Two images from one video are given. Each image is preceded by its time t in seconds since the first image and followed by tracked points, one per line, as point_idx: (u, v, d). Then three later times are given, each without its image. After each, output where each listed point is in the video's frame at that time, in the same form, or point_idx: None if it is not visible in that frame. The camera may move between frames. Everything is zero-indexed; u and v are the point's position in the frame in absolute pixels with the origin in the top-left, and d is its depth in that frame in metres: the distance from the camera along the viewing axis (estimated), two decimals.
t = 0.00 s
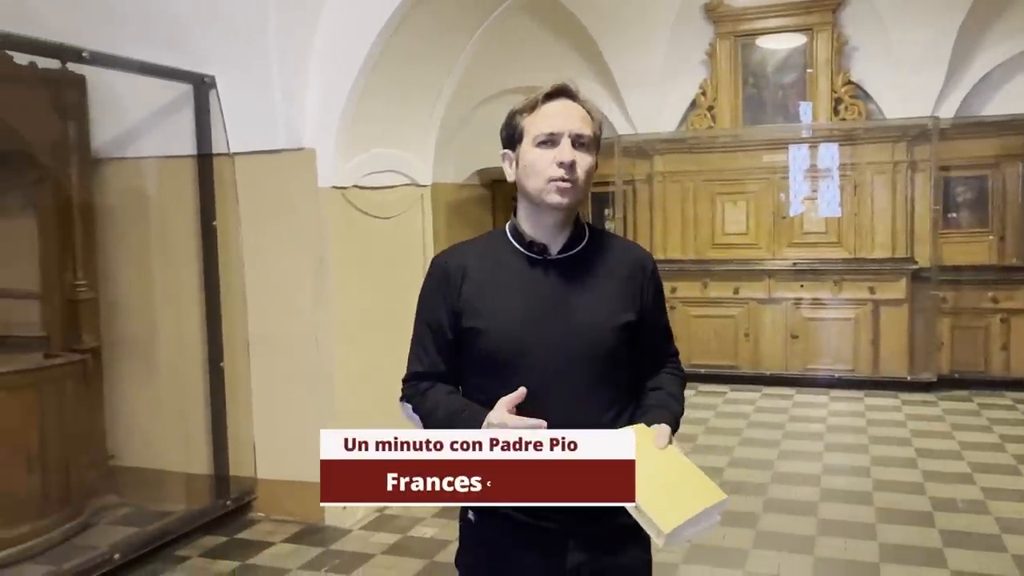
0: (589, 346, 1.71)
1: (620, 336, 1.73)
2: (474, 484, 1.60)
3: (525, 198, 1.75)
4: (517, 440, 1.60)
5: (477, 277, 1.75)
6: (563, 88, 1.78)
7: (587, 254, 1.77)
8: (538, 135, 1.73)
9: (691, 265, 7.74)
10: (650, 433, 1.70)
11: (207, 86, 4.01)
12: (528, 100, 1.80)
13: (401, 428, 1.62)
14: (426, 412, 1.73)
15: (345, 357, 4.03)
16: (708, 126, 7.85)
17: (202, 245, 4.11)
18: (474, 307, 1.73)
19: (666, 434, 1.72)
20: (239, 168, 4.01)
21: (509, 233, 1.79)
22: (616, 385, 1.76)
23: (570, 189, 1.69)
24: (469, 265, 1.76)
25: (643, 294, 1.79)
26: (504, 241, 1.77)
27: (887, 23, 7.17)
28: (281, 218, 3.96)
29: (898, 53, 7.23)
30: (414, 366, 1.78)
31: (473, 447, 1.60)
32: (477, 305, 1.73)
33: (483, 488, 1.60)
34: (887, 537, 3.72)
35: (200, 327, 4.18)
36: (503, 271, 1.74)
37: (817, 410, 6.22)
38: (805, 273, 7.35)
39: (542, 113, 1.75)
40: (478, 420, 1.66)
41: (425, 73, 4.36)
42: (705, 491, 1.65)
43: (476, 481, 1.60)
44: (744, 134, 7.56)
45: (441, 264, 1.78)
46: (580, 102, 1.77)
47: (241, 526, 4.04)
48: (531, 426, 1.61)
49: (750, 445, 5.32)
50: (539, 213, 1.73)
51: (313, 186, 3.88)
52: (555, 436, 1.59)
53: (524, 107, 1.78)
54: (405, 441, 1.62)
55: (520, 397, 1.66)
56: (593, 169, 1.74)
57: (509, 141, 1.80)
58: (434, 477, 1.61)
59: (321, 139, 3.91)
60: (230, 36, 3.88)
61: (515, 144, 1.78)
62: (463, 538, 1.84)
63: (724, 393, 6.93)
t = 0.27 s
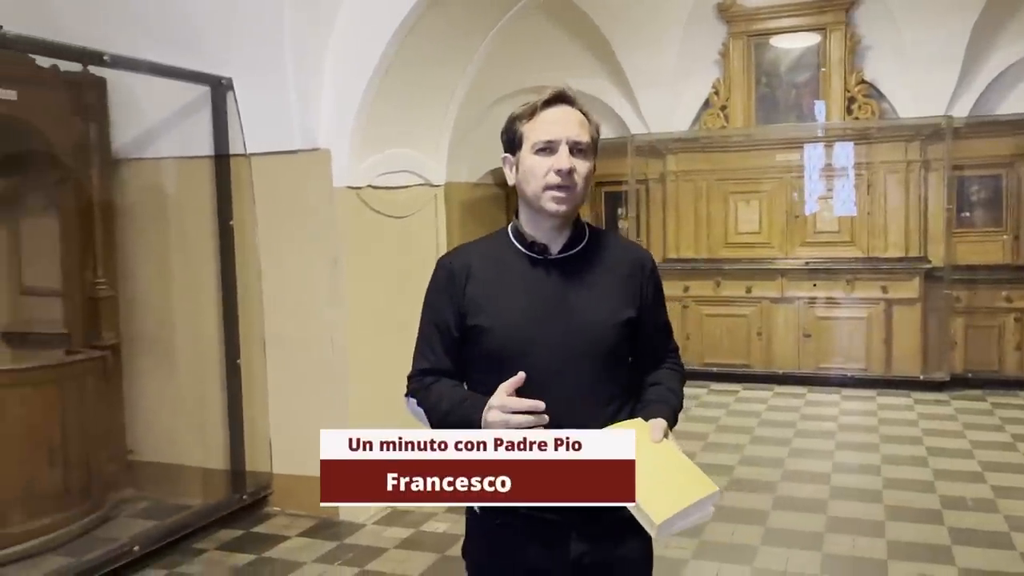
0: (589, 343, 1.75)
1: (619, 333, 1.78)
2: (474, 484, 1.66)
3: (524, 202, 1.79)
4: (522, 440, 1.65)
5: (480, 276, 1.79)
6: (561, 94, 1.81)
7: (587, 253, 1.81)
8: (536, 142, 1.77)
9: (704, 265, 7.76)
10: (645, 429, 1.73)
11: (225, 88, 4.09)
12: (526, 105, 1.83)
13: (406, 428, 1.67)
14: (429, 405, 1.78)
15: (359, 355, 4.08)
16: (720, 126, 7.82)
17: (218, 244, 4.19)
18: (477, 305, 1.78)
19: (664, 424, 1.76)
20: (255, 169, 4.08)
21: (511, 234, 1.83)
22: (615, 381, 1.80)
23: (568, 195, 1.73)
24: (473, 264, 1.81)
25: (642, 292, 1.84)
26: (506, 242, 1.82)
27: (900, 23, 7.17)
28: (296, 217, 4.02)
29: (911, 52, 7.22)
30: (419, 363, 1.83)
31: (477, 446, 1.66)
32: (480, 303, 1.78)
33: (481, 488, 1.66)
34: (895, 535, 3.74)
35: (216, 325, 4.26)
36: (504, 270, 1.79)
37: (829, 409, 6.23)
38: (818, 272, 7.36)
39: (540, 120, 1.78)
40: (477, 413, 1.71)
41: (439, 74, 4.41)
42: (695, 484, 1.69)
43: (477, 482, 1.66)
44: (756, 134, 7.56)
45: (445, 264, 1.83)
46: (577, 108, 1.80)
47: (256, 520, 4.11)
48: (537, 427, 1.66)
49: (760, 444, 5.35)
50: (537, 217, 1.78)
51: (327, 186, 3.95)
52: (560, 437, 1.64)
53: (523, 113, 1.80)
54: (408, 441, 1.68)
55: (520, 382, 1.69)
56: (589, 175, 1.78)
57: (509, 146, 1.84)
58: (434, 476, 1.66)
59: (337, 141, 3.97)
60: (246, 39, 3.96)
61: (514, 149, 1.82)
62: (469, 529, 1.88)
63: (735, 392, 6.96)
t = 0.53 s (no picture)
0: (577, 343, 1.82)
1: (607, 332, 1.84)
2: (474, 484, 1.73)
3: (513, 210, 1.85)
4: (528, 440, 1.72)
5: (473, 278, 1.86)
6: (547, 106, 1.87)
7: (575, 255, 1.87)
8: (523, 152, 1.83)
9: (709, 264, 7.82)
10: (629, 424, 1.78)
11: (236, 92, 4.18)
12: (515, 114, 1.89)
13: (410, 429, 1.74)
14: (423, 399, 1.86)
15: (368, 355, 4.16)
16: (726, 126, 7.89)
17: (230, 245, 4.29)
18: (470, 306, 1.85)
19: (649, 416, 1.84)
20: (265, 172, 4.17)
21: (502, 238, 1.90)
22: (603, 377, 1.87)
23: (553, 203, 1.79)
24: (465, 267, 1.87)
25: (630, 292, 1.89)
26: (497, 245, 1.88)
27: (905, 25, 7.22)
28: (306, 219, 4.11)
29: (917, 53, 7.26)
30: (415, 361, 1.90)
31: (482, 446, 1.73)
32: (472, 305, 1.85)
33: (479, 488, 1.73)
34: (894, 531, 3.80)
35: (228, 324, 4.35)
36: (496, 272, 1.85)
37: (833, 408, 6.28)
38: (823, 272, 7.41)
39: (526, 131, 1.84)
40: (468, 404, 1.79)
41: (446, 78, 4.49)
42: (678, 479, 1.76)
43: (475, 482, 1.73)
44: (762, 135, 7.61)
45: (439, 267, 1.89)
46: (563, 117, 1.86)
47: (267, 515, 4.20)
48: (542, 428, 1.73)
49: (764, 442, 5.41)
50: (526, 223, 1.84)
51: (337, 189, 4.03)
52: (565, 437, 1.72)
53: (510, 125, 1.87)
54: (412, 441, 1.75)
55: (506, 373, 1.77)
56: (575, 183, 1.84)
57: (498, 154, 1.90)
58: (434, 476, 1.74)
59: (345, 143, 4.05)
60: (258, 44, 4.04)
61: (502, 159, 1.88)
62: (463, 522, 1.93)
63: (741, 391, 7.01)
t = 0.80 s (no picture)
0: (560, 339, 1.87)
1: (588, 329, 1.90)
2: (474, 484, 1.79)
3: (496, 214, 1.91)
4: (535, 440, 1.78)
5: (459, 280, 1.91)
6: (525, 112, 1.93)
7: (557, 254, 1.93)
8: (502, 158, 1.89)
9: (711, 264, 7.88)
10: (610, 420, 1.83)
11: (242, 95, 4.25)
12: (495, 123, 1.96)
13: (417, 429, 1.78)
14: (410, 386, 1.91)
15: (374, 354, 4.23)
16: (728, 127, 7.95)
17: (237, 245, 4.36)
18: (457, 307, 1.90)
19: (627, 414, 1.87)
20: (271, 171, 4.23)
21: (486, 241, 1.96)
22: (585, 373, 1.92)
23: (533, 205, 1.85)
24: (451, 269, 1.93)
25: (609, 289, 1.96)
26: (482, 248, 1.94)
27: (906, 26, 7.27)
28: (310, 218, 4.18)
29: (917, 54, 7.31)
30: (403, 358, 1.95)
31: (489, 447, 1.78)
32: (459, 305, 1.90)
33: (480, 488, 1.80)
34: (889, 528, 3.86)
35: (234, 323, 4.43)
36: (481, 274, 1.91)
37: (833, 407, 6.34)
38: (824, 272, 7.47)
39: (505, 137, 1.91)
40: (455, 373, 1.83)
41: (449, 80, 4.56)
42: (656, 466, 1.85)
43: (476, 482, 1.79)
44: (763, 135, 7.66)
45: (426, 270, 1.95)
46: (542, 123, 1.92)
47: (272, 510, 4.28)
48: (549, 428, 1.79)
49: (763, 440, 5.47)
50: (508, 226, 1.90)
51: (341, 191, 4.11)
52: (572, 437, 1.78)
53: (490, 132, 1.93)
54: (419, 441, 1.79)
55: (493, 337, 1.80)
56: (554, 184, 1.89)
57: (481, 161, 1.97)
58: (435, 476, 1.79)
59: (349, 145, 4.12)
60: (264, 49, 4.12)
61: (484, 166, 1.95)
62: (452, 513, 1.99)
63: (742, 390, 7.07)
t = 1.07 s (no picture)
0: (539, 339, 1.92)
1: (568, 328, 1.94)
2: (474, 484, 1.85)
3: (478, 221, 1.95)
4: (542, 440, 1.83)
5: (443, 281, 1.96)
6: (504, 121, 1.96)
7: (537, 256, 1.97)
8: (482, 168, 1.92)
9: (712, 263, 7.91)
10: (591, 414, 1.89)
11: (246, 97, 4.29)
12: (475, 128, 1.98)
13: (424, 430, 1.82)
14: (395, 386, 1.96)
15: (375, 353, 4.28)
16: (729, 128, 7.98)
17: (241, 246, 4.41)
18: (441, 308, 1.95)
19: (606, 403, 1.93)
20: (275, 172, 4.29)
21: (468, 243, 2.00)
22: (564, 371, 1.97)
23: (513, 215, 1.89)
24: (433, 270, 1.97)
25: (588, 289, 2.00)
26: (464, 249, 1.98)
27: (907, 27, 7.30)
28: (313, 219, 4.23)
29: (918, 55, 7.34)
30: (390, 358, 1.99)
31: (496, 447, 1.83)
32: (442, 306, 1.95)
33: (480, 488, 1.85)
34: (886, 525, 3.89)
35: (238, 323, 4.48)
36: (463, 275, 1.95)
37: (832, 406, 6.38)
38: (825, 272, 7.50)
39: (485, 147, 1.94)
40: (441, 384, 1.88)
41: (451, 82, 4.61)
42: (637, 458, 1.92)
43: (476, 482, 1.85)
44: (764, 136, 7.69)
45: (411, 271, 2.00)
46: (522, 131, 1.96)
47: (276, 507, 4.33)
48: (556, 429, 1.84)
49: (763, 439, 5.51)
50: (490, 233, 1.94)
51: (344, 192, 4.16)
52: (578, 437, 1.83)
53: (470, 141, 1.96)
54: (425, 441, 1.84)
55: (478, 348, 1.84)
56: (533, 192, 1.93)
57: (460, 166, 2.00)
58: (435, 477, 1.85)
59: (353, 146, 4.17)
60: (267, 52, 4.16)
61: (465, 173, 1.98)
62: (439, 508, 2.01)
63: (743, 389, 7.11)
